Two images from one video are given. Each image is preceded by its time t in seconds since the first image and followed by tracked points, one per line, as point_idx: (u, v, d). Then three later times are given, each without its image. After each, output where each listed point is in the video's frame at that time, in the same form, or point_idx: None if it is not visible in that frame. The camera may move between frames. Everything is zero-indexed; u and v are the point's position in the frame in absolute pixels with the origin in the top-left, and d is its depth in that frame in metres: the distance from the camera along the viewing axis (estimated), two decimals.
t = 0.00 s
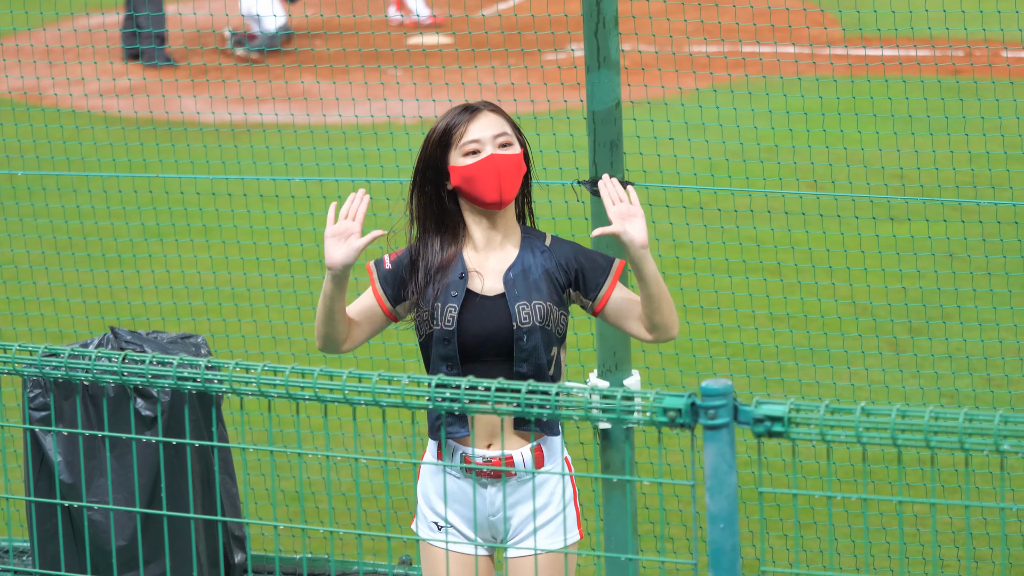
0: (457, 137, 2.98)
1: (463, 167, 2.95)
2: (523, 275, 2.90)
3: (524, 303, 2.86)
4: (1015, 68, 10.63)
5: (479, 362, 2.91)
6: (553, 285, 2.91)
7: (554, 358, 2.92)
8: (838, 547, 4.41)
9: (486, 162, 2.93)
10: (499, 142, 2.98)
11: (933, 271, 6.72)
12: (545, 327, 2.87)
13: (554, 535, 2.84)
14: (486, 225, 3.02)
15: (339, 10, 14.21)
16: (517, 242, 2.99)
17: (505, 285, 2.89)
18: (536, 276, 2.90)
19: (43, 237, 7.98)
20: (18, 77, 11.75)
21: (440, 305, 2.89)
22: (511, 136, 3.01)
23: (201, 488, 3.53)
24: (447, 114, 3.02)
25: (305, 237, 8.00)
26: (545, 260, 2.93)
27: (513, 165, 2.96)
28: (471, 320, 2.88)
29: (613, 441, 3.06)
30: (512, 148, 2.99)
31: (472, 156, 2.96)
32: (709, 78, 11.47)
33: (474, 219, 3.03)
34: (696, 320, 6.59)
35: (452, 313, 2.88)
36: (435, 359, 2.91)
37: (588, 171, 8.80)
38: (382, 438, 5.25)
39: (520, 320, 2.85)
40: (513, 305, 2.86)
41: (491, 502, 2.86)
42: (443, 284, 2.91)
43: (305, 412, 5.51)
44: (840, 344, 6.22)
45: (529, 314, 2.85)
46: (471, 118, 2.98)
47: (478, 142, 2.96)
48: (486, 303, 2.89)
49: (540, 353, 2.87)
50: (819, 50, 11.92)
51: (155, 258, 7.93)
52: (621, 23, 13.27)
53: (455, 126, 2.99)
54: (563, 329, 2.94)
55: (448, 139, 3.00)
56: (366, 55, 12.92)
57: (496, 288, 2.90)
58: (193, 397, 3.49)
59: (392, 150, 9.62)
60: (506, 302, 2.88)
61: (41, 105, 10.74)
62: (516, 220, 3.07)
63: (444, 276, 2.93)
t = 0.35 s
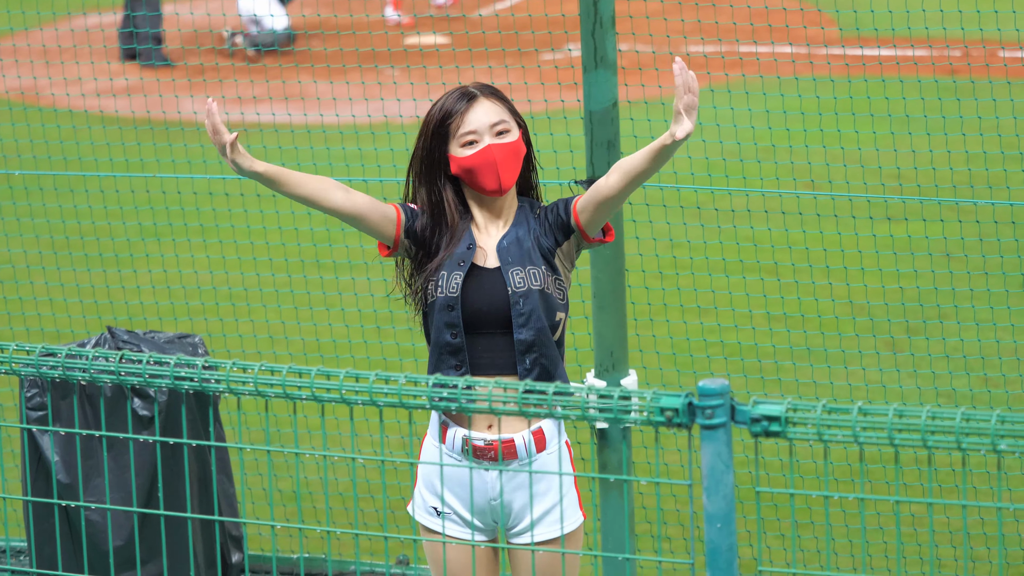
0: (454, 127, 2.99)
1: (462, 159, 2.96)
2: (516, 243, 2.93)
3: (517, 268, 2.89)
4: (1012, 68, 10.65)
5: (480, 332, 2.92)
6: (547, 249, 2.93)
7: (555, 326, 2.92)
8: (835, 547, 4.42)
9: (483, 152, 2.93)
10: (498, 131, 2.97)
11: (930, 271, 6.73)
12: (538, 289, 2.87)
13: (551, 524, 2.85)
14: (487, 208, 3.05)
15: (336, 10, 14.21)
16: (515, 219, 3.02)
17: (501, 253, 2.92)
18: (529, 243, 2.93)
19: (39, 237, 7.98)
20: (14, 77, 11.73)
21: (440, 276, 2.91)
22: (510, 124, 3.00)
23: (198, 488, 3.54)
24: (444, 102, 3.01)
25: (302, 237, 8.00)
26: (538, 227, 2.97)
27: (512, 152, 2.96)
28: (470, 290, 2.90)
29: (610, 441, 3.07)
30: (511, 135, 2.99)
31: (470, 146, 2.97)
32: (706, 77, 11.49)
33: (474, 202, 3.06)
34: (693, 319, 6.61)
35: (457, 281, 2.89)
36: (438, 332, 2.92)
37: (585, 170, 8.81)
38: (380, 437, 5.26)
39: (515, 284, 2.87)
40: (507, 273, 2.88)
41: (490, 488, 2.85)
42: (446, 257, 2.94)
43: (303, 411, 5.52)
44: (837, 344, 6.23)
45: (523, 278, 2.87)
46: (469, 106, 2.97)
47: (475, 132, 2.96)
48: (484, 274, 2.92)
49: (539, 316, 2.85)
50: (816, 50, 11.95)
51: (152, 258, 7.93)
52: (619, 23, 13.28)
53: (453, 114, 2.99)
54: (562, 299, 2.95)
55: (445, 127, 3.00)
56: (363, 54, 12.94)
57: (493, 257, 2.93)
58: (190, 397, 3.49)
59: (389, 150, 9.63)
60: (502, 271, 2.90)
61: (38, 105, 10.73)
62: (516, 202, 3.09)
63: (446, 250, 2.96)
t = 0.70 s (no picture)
0: (456, 149, 2.95)
1: (461, 183, 2.93)
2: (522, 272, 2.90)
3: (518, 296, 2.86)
4: (1010, 66, 10.68)
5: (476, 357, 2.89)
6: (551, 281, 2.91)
7: (552, 361, 2.89)
8: (835, 546, 4.42)
9: (481, 179, 2.90)
10: (498, 156, 2.93)
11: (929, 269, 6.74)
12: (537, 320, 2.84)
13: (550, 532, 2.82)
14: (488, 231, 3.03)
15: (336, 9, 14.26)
16: (520, 243, 2.99)
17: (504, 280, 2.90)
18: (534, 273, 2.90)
19: (39, 236, 7.99)
20: (14, 76, 11.76)
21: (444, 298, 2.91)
22: (511, 148, 2.95)
23: (198, 487, 3.53)
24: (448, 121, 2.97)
25: (302, 235, 8.01)
26: (546, 258, 2.94)
27: (511, 178, 2.92)
28: (469, 316, 2.88)
29: (609, 440, 3.07)
30: (511, 160, 2.94)
31: (469, 171, 2.93)
32: (705, 76, 11.54)
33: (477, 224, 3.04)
34: (693, 318, 6.61)
35: (458, 306, 2.89)
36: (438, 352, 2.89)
37: (585, 169, 8.82)
38: (379, 436, 5.26)
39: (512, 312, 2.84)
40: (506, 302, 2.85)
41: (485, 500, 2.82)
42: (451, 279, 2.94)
43: (302, 410, 5.52)
44: (836, 342, 6.24)
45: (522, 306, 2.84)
46: (471, 128, 2.93)
47: (475, 157, 2.92)
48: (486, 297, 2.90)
49: (535, 348, 2.84)
50: (815, 49, 11.99)
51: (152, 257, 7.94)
52: (617, 22, 13.32)
53: (455, 134, 2.94)
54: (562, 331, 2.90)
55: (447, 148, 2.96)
56: (362, 53, 12.98)
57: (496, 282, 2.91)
58: (190, 396, 3.49)
59: (388, 149, 9.64)
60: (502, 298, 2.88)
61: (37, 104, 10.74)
62: (520, 224, 3.05)
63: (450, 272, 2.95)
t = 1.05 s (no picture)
0: (426, 187, 2.94)
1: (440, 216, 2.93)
2: (506, 274, 2.90)
3: (500, 300, 2.87)
4: (1013, 63, 10.69)
5: (472, 371, 2.93)
6: (535, 277, 2.87)
7: (544, 354, 2.84)
8: (836, 543, 4.42)
9: (456, 207, 2.89)
10: (466, 179, 2.91)
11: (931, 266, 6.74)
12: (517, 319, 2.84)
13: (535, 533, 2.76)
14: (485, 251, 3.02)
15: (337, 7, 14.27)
16: (511, 247, 2.97)
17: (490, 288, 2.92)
18: (517, 272, 2.89)
19: (41, 234, 7.99)
20: (15, 74, 11.76)
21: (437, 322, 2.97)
22: (475, 167, 2.93)
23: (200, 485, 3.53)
24: (410, 160, 2.96)
25: (304, 233, 8.02)
26: (529, 255, 2.91)
27: (486, 196, 2.90)
28: (457, 331, 2.93)
29: (610, 437, 3.06)
30: (479, 178, 2.92)
31: (445, 203, 2.93)
32: (706, 74, 11.55)
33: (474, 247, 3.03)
34: (695, 315, 6.61)
35: (446, 327, 2.95)
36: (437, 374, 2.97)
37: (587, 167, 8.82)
38: (381, 434, 5.27)
39: (494, 316, 2.86)
40: (489, 306, 2.88)
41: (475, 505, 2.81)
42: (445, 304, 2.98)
43: (304, 409, 5.52)
44: (838, 339, 6.24)
45: (503, 309, 2.86)
46: (431, 160, 2.92)
47: (445, 188, 2.91)
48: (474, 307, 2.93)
49: (518, 347, 2.83)
50: (817, 46, 12.01)
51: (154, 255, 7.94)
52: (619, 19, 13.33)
53: (420, 172, 2.94)
54: (551, 322, 2.86)
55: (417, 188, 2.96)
56: (364, 52, 13.00)
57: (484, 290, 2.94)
58: (192, 394, 3.49)
59: (390, 146, 9.64)
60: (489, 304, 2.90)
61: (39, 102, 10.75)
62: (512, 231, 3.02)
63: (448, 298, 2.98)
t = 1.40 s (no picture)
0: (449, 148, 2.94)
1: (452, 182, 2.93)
2: (512, 273, 2.90)
3: (508, 299, 2.85)
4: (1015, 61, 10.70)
5: (466, 363, 2.91)
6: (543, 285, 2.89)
7: (540, 362, 2.90)
8: (838, 541, 4.42)
9: (470, 178, 2.89)
10: (489, 155, 2.91)
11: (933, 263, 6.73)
12: (526, 323, 2.84)
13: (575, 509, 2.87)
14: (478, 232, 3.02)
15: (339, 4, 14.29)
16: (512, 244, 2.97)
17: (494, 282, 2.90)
18: (525, 274, 2.89)
19: (43, 231, 8.00)
20: (18, 71, 11.78)
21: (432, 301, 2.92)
22: (503, 147, 2.93)
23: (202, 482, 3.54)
24: (442, 120, 2.96)
25: (306, 231, 8.03)
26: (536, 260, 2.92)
27: (502, 178, 2.90)
28: (456, 320, 2.88)
29: (613, 434, 3.05)
30: (502, 160, 2.92)
31: (461, 170, 2.92)
32: (708, 71, 11.56)
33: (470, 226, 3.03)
34: (697, 313, 6.62)
35: (444, 310, 2.90)
36: (425, 357, 2.91)
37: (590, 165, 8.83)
38: (384, 430, 5.28)
39: (503, 315, 2.84)
40: (498, 303, 2.85)
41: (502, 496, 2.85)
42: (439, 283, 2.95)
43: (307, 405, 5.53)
44: (840, 337, 6.24)
45: (513, 310, 2.84)
46: (462, 127, 2.92)
47: (466, 156, 2.91)
48: (476, 299, 2.90)
49: (524, 351, 2.85)
50: (819, 43, 12.02)
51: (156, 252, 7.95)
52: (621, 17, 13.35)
53: (448, 134, 2.94)
54: (551, 332, 2.91)
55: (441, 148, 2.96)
56: (367, 48, 13.03)
57: (488, 284, 2.92)
58: (194, 391, 3.50)
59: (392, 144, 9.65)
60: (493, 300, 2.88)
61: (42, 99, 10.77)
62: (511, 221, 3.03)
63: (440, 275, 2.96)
